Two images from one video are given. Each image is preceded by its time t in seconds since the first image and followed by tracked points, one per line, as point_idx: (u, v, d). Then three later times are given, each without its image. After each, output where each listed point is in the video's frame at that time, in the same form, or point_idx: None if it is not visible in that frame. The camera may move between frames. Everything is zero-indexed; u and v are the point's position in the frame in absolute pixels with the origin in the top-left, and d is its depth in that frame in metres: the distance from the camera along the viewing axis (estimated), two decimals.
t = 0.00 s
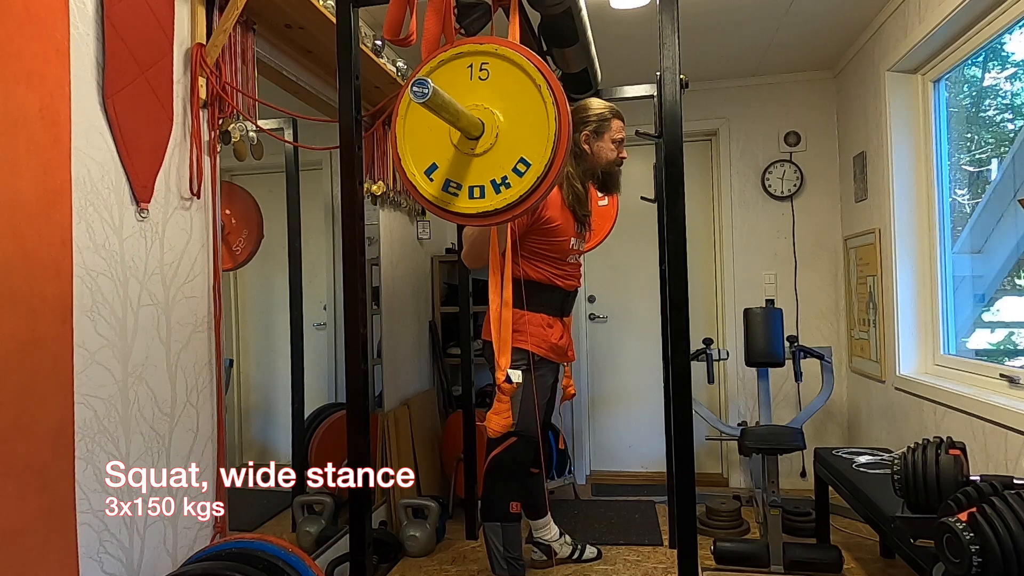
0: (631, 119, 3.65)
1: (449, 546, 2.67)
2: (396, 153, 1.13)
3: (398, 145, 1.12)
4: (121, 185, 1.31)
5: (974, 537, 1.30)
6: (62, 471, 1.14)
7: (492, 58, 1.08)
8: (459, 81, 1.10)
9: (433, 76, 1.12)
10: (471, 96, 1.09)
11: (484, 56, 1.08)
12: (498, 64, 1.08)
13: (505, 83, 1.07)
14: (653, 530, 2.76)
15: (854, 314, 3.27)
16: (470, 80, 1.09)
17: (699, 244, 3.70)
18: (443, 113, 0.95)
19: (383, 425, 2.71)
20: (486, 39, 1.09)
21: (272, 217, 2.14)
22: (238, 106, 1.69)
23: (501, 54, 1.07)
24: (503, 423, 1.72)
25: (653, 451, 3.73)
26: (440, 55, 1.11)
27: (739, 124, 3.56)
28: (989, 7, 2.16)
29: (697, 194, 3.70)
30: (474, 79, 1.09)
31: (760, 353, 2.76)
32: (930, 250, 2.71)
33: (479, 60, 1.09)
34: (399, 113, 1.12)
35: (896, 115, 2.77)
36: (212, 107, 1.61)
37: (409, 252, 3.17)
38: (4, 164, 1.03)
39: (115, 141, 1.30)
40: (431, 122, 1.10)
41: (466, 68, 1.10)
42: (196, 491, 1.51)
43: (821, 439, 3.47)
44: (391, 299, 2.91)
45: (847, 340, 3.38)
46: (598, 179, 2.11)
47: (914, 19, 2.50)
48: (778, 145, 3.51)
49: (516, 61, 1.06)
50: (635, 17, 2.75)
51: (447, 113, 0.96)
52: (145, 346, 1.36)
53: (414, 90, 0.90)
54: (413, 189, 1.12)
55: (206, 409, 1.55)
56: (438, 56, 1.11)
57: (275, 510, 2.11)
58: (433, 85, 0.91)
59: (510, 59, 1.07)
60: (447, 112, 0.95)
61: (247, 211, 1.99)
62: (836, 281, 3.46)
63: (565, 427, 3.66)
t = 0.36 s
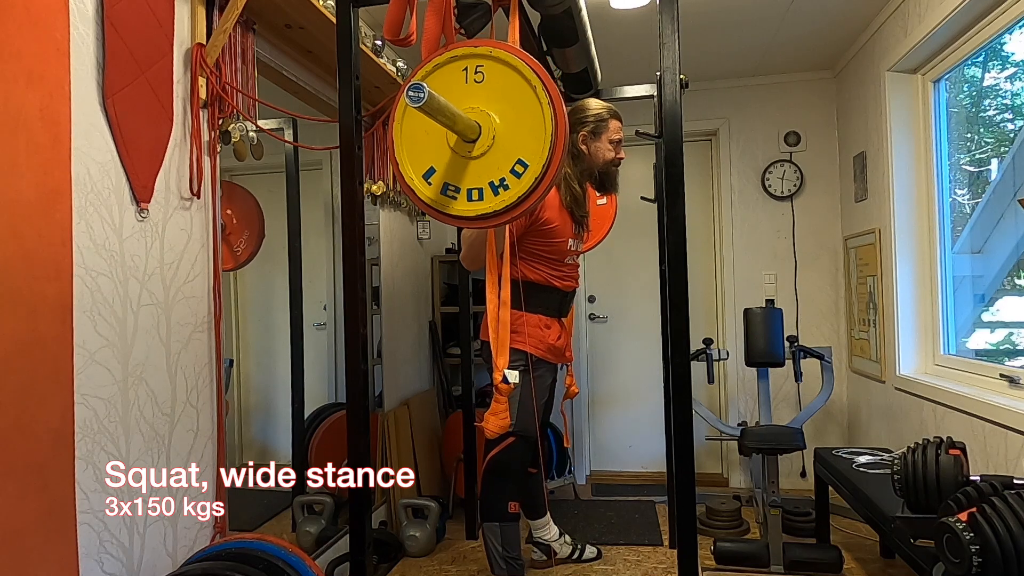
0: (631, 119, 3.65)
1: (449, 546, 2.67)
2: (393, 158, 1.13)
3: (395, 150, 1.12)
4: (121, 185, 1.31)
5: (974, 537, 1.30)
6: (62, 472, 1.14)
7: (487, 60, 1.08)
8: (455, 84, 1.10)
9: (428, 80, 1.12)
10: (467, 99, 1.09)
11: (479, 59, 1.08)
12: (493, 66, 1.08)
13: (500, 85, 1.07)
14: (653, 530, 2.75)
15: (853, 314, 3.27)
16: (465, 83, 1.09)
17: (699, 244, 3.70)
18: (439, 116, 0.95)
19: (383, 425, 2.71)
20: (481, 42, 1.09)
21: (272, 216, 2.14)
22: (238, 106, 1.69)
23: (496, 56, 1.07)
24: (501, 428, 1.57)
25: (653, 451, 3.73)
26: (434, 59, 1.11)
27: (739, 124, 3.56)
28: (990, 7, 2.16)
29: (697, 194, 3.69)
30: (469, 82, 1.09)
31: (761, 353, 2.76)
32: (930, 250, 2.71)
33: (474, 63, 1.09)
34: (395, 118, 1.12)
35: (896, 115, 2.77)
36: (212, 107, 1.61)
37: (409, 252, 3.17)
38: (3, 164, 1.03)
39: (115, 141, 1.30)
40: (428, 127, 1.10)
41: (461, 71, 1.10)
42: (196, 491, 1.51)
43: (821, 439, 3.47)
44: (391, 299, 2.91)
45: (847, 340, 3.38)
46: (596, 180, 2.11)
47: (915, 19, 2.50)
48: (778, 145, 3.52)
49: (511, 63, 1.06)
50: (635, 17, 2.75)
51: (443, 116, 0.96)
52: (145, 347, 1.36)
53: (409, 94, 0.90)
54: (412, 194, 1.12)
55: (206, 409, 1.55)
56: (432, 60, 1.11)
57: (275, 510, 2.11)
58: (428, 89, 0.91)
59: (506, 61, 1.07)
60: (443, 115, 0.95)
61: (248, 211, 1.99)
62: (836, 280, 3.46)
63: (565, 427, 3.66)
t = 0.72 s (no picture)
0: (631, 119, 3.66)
1: (450, 546, 2.67)
2: (393, 162, 1.13)
3: (394, 154, 1.12)
4: (122, 186, 1.31)
5: (974, 537, 1.30)
6: (62, 472, 1.14)
7: (484, 61, 1.08)
8: (452, 85, 1.10)
9: (425, 83, 1.12)
10: (465, 100, 1.09)
11: (476, 60, 1.08)
12: (490, 66, 1.08)
13: (498, 84, 1.07)
14: (653, 531, 2.76)
15: (853, 314, 3.27)
16: (463, 84, 1.09)
17: (699, 244, 3.70)
18: (438, 118, 0.95)
19: (383, 425, 2.72)
20: (477, 42, 1.09)
21: (272, 216, 2.14)
22: (238, 106, 1.69)
23: (492, 56, 1.07)
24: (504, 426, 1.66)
25: (653, 451, 3.73)
26: (431, 61, 1.11)
27: (739, 124, 3.56)
28: (990, 7, 2.16)
29: (697, 194, 3.70)
30: (466, 83, 1.09)
31: (761, 353, 2.76)
32: (930, 250, 2.71)
33: (470, 64, 1.09)
34: (393, 122, 1.12)
35: (895, 115, 2.77)
36: (212, 107, 1.61)
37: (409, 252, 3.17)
38: (4, 164, 1.03)
39: (115, 141, 1.30)
40: (427, 129, 1.10)
41: (458, 72, 1.10)
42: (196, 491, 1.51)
43: (821, 439, 3.47)
44: (391, 299, 2.91)
45: (847, 340, 3.38)
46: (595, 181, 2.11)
47: (915, 19, 2.50)
48: (778, 145, 3.52)
49: (507, 62, 1.06)
50: (635, 17, 2.75)
51: (442, 118, 0.96)
52: (145, 346, 1.36)
53: (408, 97, 0.90)
54: (413, 197, 1.12)
55: (206, 409, 1.55)
56: (429, 63, 1.11)
57: (275, 509, 2.11)
58: (427, 91, 0.91)
59: (502, 60, 1.07)
60: (442, 117, 0.95)
61: (248, 211, 1.99)
62: (836, 280, 3.46)
63: (565, 427, 3.67)
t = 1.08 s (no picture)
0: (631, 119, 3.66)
1: (450, 545, 2.68)
2: (393, 163, 1.13)
3: (394, 155, 1.12)
4: (122, 186, 1.31)
5: (974, 537, 1.30)
6: (62, 473, 1.14)
7: (484, 62, 1.08)
8: (452, 87, 1.10)
9: (425, 84, 1.12)
10: (464, 102, 1.09)
11: (475, 61, 1.08)
12: (489, 67, 1.07)
13: (498, 85, 1.07)
14: (653, 531, 2.75)
15: (853, 314, 3.27)
16: (462, 85, 1.09)
17: (699, 244, 3.70)
18: (438, 120, 0.95)
19: (382, 425, 2.72)
20: (477, 43, 1.09)
21: (272, 216, 2.14)
22: (238, 106, 1.69)
23: (492, 57, 1.07)
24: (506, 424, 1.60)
25: (653, 451, 3.73)
26: (431, 63, 1.11)
27: (739, 124, 3.56)
28: (990, 8, 2.16)
29: (697, 194, 3.70)
30: (466, 84, 1.09)
31: (761, 353, 2.76)
32: (930, 250, 2.71)
33: (470, 65, 1.09)
34: (394, 124, 1.12)
35: (896, 115, 2.77)
36: (212, 107, 1.61)
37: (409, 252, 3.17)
38: (4, 164, 1.03)
39: (115, 141, 1.30)
40: (427, 131, 1.10)
41: (458, 73, 1.10)
42: (196, 491, 1.51)
43: (821, 439, 3.47)
44: (391, 299, 2.91)
45: (847, 340, 3.38)
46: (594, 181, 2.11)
47: (915, 19, 2.50)
48: (778, 145, 3.52)
49: (507, 63, 1.06)
50: (635, 17, 2.75)
51: (442, 119, 0.96)
52: (145, 347, 1.36)
53: (408, 99, 0.90)
54: (413, 198, 1.12)
55: (206, 409, 1.55)
56: (429, 65, 1.11)
57: (275, 509, 2.11)
58: (427, 93, 0.91)
59: (502, 61, 1.07)
60: (442, 118, 0.95)
61: (248, 211, 1.99)
62: (836, 280, 3.46)
63: (565, 427, 3.67)
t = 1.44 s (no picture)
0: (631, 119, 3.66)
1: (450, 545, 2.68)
2: (393, 164, 1.12)
3: (394, 155, 1.12)
4: (122, 186, 1.31)
5: (974, 537, 1.30)
6: (62, 473, 1.14)
7: (484, 63, 1.08)
8: (452, 87, 1.10)
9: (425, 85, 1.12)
10: (464, 102, 1.10)
11: (475, 61, 1.08)
12: (489, 67, 1.08)
13: (498, 86, 1.07)
14: (653, 531, 2.75)
15: (853, 314, 3.27)
16: (462, 86, 1.09)
17: (699, 244, 3.70)
18: (439, 121, 0.96)
19: (382, 425, 2.72)
20: (477, 44, 1.09)
21: (272, 216, 2.14)
22: (238, 106, 1.69)
23: (492, 58, 1.07)
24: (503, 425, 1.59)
25: (653, 451, 3.73)
26: (431, 63, 1.11)
27: (739, 124, 3.56)
28: (990, 8, 2.16)
29: (697, 194, 3.70)
30: (466, 85, 1.09)
31: (761, 352, 2.76)
32: (930, 250, 2.71)
33: (470, 66, 1.09)
34: (394, 125, 1.12)
35: (896, 115, 2.77)
36: (212, 107, 1.61)
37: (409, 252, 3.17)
38: (4, 165, 1.03)
39: (115, 141, 1.30)
40: (427, 132, 1.10)
41: (458, 73, 1.10)
42: (196, 492, 1.51)
43: (821, 439, 3.47)
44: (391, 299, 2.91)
45: (847, 340, 3.38)
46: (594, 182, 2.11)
47: (915, 19, 2.50)
48: (778, 145, 3.52)
49: (507, 64, 1.06)
50: (635, 17, 2.75)
51: (443, 120, 0.96)
52: (145, 346, 1.36)
53: (410, 100, 0.90)
54: (413, 200, 1.12)
55: (206, 409, 1.55)
56: (429, 65, 1.11)
57: (276, 509, 2.11)
58: (429, 94, 0.91)
59: (502, 61, 1.07)
60: (443, 119, 0.95)
61: (248, 211, 1.99)
62: (836, 280, 3.46)
63: (565, 427, 3.67)
